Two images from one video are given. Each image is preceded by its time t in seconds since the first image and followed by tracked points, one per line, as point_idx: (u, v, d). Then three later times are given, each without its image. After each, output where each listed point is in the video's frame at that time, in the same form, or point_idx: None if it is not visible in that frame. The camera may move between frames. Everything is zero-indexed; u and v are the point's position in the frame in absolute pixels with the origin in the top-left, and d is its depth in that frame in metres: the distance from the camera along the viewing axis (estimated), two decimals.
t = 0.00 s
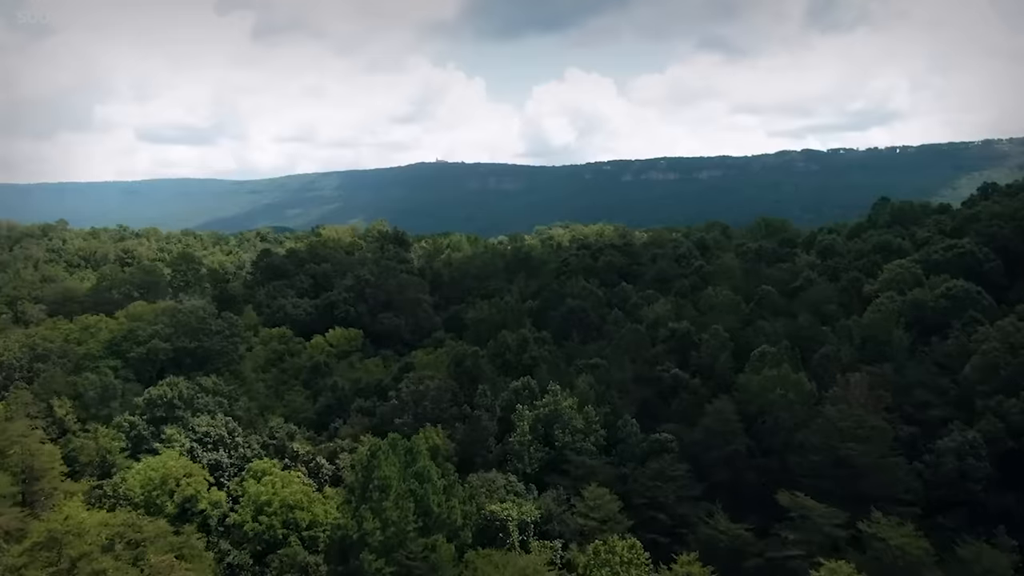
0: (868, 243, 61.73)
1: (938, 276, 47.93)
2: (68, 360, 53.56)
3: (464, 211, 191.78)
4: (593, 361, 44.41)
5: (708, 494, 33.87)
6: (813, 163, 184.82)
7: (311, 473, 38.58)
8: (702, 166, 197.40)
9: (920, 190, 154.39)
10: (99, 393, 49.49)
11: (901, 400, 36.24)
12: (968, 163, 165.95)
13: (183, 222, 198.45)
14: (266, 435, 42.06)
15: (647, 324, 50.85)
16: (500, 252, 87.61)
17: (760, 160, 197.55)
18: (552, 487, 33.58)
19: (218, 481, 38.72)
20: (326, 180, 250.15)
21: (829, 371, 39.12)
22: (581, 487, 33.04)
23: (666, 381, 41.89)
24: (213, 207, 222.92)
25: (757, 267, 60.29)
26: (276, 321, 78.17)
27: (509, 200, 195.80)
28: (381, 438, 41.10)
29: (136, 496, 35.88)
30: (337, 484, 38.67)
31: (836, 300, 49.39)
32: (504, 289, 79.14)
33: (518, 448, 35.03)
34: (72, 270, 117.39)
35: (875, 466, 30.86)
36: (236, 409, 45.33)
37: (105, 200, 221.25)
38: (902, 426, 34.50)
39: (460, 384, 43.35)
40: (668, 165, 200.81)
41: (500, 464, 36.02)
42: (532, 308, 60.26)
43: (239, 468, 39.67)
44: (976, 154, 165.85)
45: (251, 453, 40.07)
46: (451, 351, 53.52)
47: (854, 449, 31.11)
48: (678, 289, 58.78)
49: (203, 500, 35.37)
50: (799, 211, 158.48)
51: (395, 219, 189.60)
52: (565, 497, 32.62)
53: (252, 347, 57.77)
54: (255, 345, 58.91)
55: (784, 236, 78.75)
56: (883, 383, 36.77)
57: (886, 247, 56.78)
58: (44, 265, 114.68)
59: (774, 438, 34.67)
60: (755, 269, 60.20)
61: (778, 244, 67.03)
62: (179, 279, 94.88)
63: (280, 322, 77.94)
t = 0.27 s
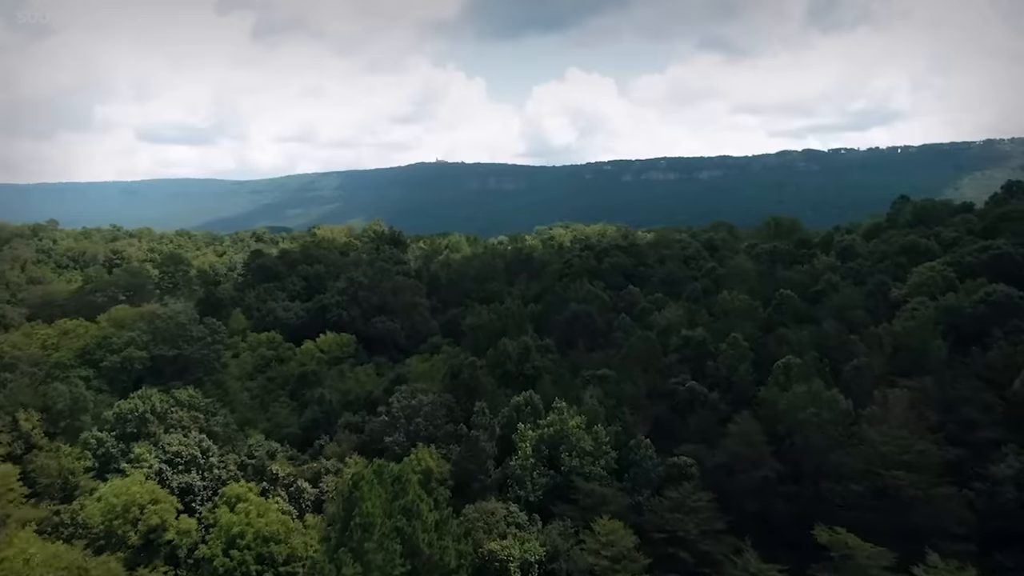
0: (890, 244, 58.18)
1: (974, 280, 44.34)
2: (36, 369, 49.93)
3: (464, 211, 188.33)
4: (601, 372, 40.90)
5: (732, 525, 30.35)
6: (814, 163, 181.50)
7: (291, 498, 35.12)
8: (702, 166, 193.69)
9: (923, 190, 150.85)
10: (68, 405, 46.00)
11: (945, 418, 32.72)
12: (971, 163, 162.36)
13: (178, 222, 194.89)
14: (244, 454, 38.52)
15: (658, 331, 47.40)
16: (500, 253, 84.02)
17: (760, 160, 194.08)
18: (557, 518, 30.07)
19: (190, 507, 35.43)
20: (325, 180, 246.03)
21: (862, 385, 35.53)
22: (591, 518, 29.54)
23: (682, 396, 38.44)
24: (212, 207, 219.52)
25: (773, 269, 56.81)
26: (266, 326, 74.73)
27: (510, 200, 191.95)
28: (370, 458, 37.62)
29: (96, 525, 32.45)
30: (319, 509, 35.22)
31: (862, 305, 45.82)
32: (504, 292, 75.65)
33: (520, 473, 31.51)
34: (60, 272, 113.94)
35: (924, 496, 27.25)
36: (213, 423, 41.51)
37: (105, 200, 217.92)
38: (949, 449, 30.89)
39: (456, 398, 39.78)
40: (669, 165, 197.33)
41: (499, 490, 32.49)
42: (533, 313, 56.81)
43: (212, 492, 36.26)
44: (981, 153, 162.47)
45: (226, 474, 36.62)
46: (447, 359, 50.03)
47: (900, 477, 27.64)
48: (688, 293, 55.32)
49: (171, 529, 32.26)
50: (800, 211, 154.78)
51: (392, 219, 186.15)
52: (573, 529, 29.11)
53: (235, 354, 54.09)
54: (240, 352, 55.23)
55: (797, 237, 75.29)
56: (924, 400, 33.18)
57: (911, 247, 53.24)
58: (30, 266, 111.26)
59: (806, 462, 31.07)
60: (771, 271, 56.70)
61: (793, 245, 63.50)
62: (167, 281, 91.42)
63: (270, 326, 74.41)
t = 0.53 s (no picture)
0: (911, 245, 55.07)
1: (1008, 284, 41.22)
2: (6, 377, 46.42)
3: (464, 211, 185.22)
4: (610, 383, 37.89)
5: (760, 560, 27.30)
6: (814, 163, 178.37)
7: (270, 524, 32.36)
8: (702, 166, 190.75)
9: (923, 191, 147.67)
10: (38, 418, 42.82)
11: (991, 437, 29.58)
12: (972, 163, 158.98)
13: (173, 221, 191.92)
14: (222, 473, 35.55)
15: (668, 340, 44.36)
16: (500, 254, 80.83)
17: (760, 160, 191.01)
18: (564, 551, 27.02)
19: (160, 533, 32.65)
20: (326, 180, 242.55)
21: (896, 400, 32.44)
22: (602, 552, 26.50)
23: (698, 410, 35.45)
24: (212, 207, 216.44)
25: (788, 272, 53.76)
26: (257, 331, 71.74)
27: (511, 200, 188.78)
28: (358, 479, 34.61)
29: (53, 557, 29.47)
30: (302, 536, 32.42)
31: (888, 311, 42.72)
32: (504, 295, 72.61)
33: (522, 500, 28.47)
34: (48, 273, 110.93)
35: (978, 529, 24.15)
36: (190, 439, 38.44)
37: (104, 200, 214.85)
38: (999, 473, 27.76)
39: (452, 412, 36.73)
40: (669, 165, 194.34)
41: (499, 518, 29.47)
42: (534, 319, 53.83)
43: (185, 516, 33.35)
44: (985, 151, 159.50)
45: (199, 497, 33.65)
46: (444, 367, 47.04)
47: (951, 509, 24.51)
48: (699, 297, 52.25)
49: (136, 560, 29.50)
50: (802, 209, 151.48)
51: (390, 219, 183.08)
52: (582, 565, 26.06)
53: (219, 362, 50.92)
54: (225, 359, 52.02)
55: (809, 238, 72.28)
56: (968, 417, 30.05)
57: (936, 248, 50.10)
58: (18, 266, 108.22)
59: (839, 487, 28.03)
60: (787, 273, 53.68)
61: (808, 245, 60.44)
62: (156, 283, 88.45)
63: (260, 330, 71.41)
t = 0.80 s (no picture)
0: (938, 248, 51.63)
1: None
2: None
3: (464, 211, 181.76)
4: (621, 401, 34.40)
5: None
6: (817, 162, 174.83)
7: (242, 565, 29.38)
8: (703, 166, 186.94)
9: (930, 190, 144.11)
10: None
11: None
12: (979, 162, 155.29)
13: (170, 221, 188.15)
14: (191, 503, 32.36)
15: (683, 352, 40.88)
16: (500, 257, 77.43)
17: (763, 159, 187.29)
18: None
19: None
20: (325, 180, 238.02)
21: (946, 424, 28.94)
22: None
23: (720, 433, 32.00)
24: (209, 206, 212.58)
25: (808, 277, 50.26)
26: (245, 337, 68.29)
27: (512, 200, 184.98)
28: (343, 511, 31.18)
29: None
30: None
31: (924, 321, 39.13)
32: (504, 299, 69.16)
33: (525, 543, 24.98)
34: (34, 275, 107.36)
35: None
36: (158, 463, 34.98)
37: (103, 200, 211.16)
38: None
39: (447, 434, 33.07)
40: (671, 164, 190.86)
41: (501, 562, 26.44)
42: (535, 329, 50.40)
43: (147, 554, 30.55)
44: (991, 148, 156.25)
45: (163, 532, 30.84)
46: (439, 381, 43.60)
47: None
48: (712, 304, 48.90)
49: None
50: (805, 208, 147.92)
51: (388, 219, 179.44)
52: None
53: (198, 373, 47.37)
54: (205, 371, 48.49)
55: (825, 239, 68.71)
56: None
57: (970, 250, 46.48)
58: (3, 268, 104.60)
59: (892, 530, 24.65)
60: (806, 278, 50.20)
61: (827, 247, 56.84)
62: (141, 287, 84.93)
63: (248, 336, 67.95)
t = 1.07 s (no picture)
0: (964, 251, 48.67)
1: None
2: None
3: (464, 211, 178.46)
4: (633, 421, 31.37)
5: None
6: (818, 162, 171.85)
7: None
8: (703, 166, 183.89)
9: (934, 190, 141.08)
10: None
11: None
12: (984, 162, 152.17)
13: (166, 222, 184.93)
14: (158, 537, 30.01)
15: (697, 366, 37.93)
16: (500, 259, 74.30)
17: (763, 160, 183.85)
18: None
19: None
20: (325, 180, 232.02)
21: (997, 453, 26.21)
22: None
23: (743, 460, 29.15)
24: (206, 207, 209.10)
25: (828, 283, 47.31)
26: (233, 345, 65.20)
27: (513, 200, 181.54)
28: (326, 548, 28.21)
29: None
30: None
31: (960, 333, 36.18)
32: (504, 304, 66.12)
33: None
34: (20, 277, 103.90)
35: None
36: (124, 488, 31.99)
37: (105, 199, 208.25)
38: None
39: (441, 459, 30.03)
40: (672, 164, 187.82)
41: None
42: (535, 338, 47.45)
43: None
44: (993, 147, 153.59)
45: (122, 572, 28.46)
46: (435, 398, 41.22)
47: None
48: (725, 312, 45.99)
49: None
50: (807, 207, 145.42)
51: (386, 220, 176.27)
52: None
53: (177, 385, 44.25)
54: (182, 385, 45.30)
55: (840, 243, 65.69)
56: None
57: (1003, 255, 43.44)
58: None
59: None
60: (826, 284, 47.26)
61: (845, 251, 53.80)
62: (128, 291, 81.87)
63: (236, 343, 64.98)
